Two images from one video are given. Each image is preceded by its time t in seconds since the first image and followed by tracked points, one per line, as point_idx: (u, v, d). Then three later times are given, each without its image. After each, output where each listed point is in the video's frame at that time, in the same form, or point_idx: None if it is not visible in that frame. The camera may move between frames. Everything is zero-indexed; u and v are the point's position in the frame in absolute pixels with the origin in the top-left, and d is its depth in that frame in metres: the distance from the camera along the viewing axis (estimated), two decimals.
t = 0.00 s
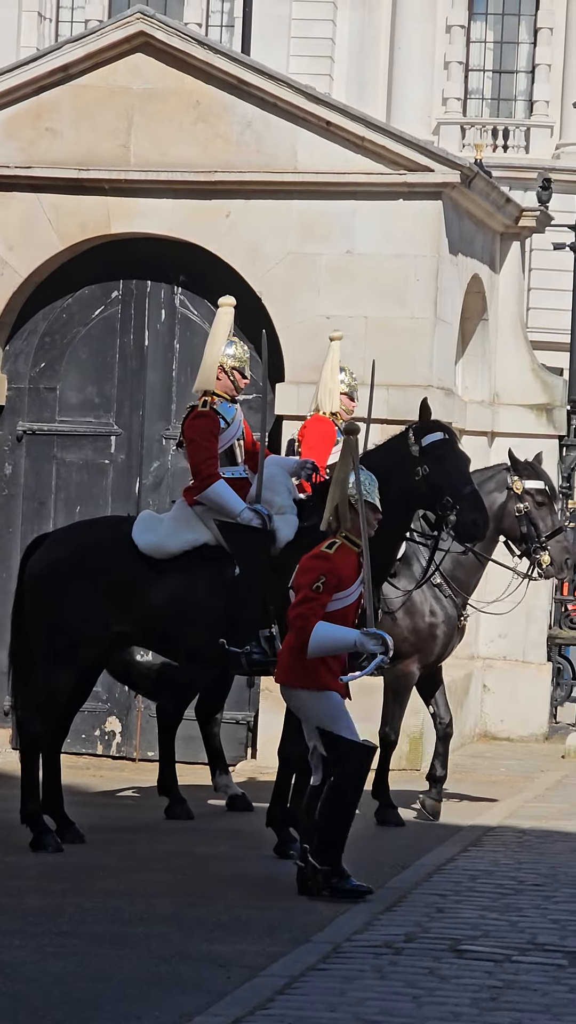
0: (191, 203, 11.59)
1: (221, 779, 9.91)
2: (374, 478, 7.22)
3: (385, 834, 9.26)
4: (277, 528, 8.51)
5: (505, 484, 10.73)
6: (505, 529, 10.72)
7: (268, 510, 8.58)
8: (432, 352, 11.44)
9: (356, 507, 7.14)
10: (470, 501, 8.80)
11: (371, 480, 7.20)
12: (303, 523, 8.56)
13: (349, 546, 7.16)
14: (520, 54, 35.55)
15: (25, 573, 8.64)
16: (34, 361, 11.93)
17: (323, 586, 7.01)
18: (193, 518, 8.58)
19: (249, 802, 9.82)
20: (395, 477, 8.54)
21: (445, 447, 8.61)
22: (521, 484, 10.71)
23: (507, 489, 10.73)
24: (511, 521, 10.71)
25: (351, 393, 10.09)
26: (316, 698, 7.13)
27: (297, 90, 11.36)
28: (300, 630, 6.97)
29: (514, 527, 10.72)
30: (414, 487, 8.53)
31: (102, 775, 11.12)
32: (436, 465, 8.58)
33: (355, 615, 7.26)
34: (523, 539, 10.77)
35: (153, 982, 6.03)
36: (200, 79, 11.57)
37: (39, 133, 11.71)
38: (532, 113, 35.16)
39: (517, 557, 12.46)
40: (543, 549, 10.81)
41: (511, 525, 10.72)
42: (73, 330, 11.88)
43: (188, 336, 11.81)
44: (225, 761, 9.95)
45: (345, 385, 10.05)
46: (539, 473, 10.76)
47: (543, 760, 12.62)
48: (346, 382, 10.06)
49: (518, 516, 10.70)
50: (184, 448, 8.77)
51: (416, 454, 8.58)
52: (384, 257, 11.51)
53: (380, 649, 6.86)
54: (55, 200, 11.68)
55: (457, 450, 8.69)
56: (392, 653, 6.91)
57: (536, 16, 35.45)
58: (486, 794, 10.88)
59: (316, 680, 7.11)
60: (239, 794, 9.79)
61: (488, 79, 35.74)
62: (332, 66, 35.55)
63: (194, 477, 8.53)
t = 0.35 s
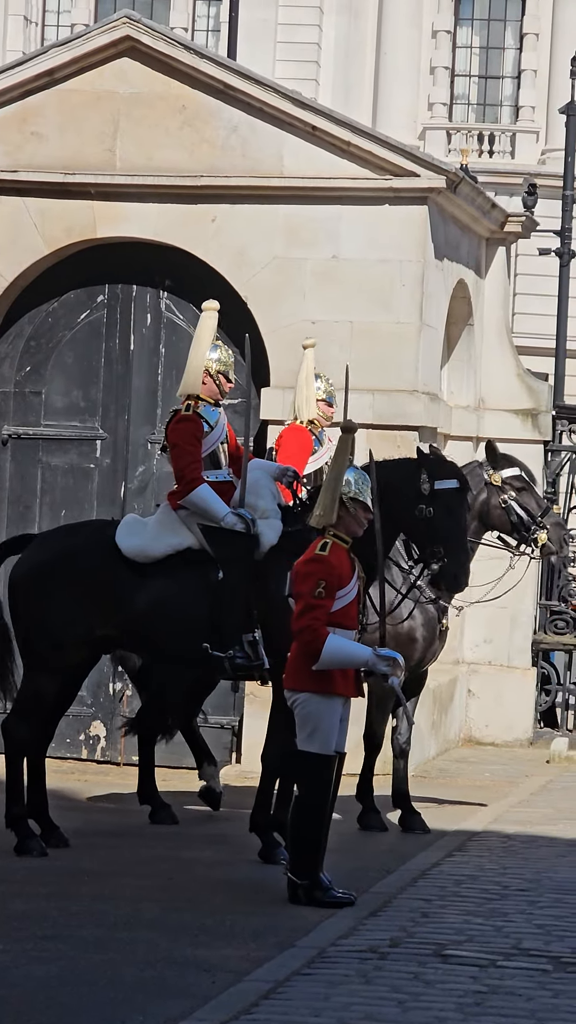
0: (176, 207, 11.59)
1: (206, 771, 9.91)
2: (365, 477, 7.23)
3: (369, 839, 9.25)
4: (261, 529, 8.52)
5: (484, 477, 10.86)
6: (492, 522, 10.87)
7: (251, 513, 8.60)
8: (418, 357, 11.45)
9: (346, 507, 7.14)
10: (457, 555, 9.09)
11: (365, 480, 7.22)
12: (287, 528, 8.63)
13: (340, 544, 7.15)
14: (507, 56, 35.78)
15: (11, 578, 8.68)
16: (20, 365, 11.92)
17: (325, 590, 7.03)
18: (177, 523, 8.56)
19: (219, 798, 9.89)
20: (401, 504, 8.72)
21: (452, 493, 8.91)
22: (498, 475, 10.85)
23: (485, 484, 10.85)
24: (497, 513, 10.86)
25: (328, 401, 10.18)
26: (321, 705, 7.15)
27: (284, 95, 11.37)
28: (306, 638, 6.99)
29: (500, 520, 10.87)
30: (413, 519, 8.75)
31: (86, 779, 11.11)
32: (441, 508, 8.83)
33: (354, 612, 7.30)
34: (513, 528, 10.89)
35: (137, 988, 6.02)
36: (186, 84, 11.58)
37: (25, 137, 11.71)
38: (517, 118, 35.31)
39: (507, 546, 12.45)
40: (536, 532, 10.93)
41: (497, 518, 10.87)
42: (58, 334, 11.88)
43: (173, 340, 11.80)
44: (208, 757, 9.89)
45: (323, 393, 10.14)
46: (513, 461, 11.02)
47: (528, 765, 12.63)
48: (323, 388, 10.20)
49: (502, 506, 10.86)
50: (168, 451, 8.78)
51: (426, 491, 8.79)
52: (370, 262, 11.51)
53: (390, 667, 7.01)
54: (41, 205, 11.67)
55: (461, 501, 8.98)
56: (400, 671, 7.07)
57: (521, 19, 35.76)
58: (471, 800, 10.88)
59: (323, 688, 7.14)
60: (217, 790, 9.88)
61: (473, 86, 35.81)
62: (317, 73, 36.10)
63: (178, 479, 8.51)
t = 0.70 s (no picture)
0: (163, 213, 11.59)
1: (176, 787, 9.71)
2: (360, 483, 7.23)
3: (355, 846, 9.25)
4: (247, 535, 8.50)
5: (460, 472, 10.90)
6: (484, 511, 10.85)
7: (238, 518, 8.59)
8: (405, 363, 11.45)
9: (340, 514, 7.15)
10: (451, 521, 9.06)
11: (358, 486, 7.23)
12: (272, 532, 8.56)
13: (334, 550, 7.15)
14: (494, 63, 36.20)
15: None
16: (6, 370, 11.91)
17: (321, 594, 7.02)
18: (163, 526, 8.57)
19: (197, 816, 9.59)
20: (377, 491, 8.79)
21: (429, 465, 8.85)
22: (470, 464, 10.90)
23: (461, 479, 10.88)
24: (486, 498, 10.85)
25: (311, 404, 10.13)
26: (316, 710, 7.15)
27: (271, 101, 11.38)
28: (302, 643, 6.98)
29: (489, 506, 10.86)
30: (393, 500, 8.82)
31: (72, 785, 11.10)
32: (422, 482, 8.84)
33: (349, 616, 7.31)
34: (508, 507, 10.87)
35: (124, 994, 6.01)
36: (174, 90, 11.58)
37: (13, 142, 11.71)
38: (505, 125, 35.52)
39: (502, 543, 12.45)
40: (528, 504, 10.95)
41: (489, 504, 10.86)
42: (45, 340, 11.88)
43: (160, 347, 11.82)
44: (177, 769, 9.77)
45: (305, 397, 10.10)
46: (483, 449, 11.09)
47: (514, 771, 12.64)
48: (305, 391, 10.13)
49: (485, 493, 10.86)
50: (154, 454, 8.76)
51: (399, 468, 8.80)
52: (357, 268, 11.52)
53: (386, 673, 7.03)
54: (28, 210, 11.67)
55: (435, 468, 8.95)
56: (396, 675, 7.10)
57: (508, 27, 35.98)
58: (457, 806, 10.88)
59: (321, 692, 7.13)
60: (191, 805, 9.57)
61: (460, 92, 36.22)
62: (305, 79, 36.16)
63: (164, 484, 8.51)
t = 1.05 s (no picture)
0: (154, 220, 11.60)
1: (160, 798, 9.71)
2: (354, 492, 7.23)
3: (345, 854, 9.24)
4: (236, 542, 8.51)
5: (449, 478, 10.86)
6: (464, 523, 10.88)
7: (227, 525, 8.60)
8: (396, 371, 11.49)
9: (333, 523, 7.15)
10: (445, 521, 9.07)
11: (352, 495, 7.23)
12: (261, 538, 8.58)
13: (328, 558, 7.16)
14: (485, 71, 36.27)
15: None
16: None
17: (313, 600, 7.02)
18: (152, 534, 8.58)
19: (183, 824, 9.60)
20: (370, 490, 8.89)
21: (417, 463, 8.96)
22: (461, 472, 10.86)
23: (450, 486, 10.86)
24: (467, 512, 10.89)
25: (307, 412, 10.11)
26: (308, 716, 7.15)
27: (262, 108, 11.40)
28: (295, 648, 6.97)
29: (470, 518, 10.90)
30: (384, 500, 8.89)
31: (63, 792, 11.09)
32: (413, 481, 8.92)
33: (341, 623, 7.31)
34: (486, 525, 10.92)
35: (114, 1001, 6.00)
36: (165, 97, 11.59)
37: (4, 149, 11.71)
38: (496, 132, 35.68)
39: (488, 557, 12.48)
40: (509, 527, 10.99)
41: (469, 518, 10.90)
42: (36, 347, 11.87)
43: (151, 354, 11.81)
44: (165, 780, 9.76)
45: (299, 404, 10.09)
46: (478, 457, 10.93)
47: (504, 778, 12.65)
48: (300, 398, 10.12)
49: (469, 504, 10.89)
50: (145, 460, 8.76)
51: (388, 469, 8.89)
52: (349, 275, 11.52)
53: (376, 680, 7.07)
54: (19, 217, 11.67)
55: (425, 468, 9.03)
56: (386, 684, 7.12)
57: (500, 34, 36.23)
58: (448, 813, 10.89)
59: (313, 699, 7.14)
60: (175, 815, 9.58)
61: (452, 100, 36.24)
62: (296, 86, 36.20)
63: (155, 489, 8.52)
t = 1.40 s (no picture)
0: (144, 231, 11.61)
1: (148, 811, 9.70)
2: (340, 502, 7.25)
3: (334, 864, 9.24)
4: (224, 555, 8.59)
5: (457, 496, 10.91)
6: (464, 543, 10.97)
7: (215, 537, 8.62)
8: (385, 382, 11.48)
9: (320, 533, 7.16)
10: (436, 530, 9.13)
11: (337, 504, 7.25)
12: (250, 551, 8.72)
13: (315, 567, 7.16)
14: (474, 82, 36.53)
15: None
16: None
17: (300, 610, 7.03)
18: (140, 546, 8.57)
19: (171, 835, 9.61)
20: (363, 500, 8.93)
21: (407, 473, 9.04)
22: (472, 496, 10.90)
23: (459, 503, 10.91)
24: (469, 533, 10.98)
25: (306, 424, 10.12)
26: (295, 727, 7.15)
27: (252, 119, 11.43)
28: (282, 660, 6.97)
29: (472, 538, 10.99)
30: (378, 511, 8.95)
31: (51, 802, 11.08)
32: (404, 491, 9.00)
33: (329, 634, 7.31)
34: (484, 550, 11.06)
35: (103, 1012, 6.00)
36: (155, 108, 11.62)
37: None
38: (485, 143, 35.81)
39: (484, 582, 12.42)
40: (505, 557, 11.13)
41: (469, 538, 11.00)
42: (26, 357, 11.88)
43: (141, 365, 11.81)
44: (153, 791, 9.75)
45: (299, 416, 10.09)
46: (489, 482, 10.98)
47: (493, 789, 12.66)
48: (299, 409, 10.10)
49: (474, 526, 10.98)
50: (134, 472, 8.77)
51: (380, 480, 8.94)
52: (338, 286, 11.54)
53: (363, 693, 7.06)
54: (8, 227, 11.67)
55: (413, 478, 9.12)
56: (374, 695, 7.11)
57: (489, 46, 36.38)
58: (436, 824, 10.89)
59: (301, 710, 7.13)
60: (163, 827, 9.57)
61: (441, 110, 36.46)
62: (286, 96, 36.16)
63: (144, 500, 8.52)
